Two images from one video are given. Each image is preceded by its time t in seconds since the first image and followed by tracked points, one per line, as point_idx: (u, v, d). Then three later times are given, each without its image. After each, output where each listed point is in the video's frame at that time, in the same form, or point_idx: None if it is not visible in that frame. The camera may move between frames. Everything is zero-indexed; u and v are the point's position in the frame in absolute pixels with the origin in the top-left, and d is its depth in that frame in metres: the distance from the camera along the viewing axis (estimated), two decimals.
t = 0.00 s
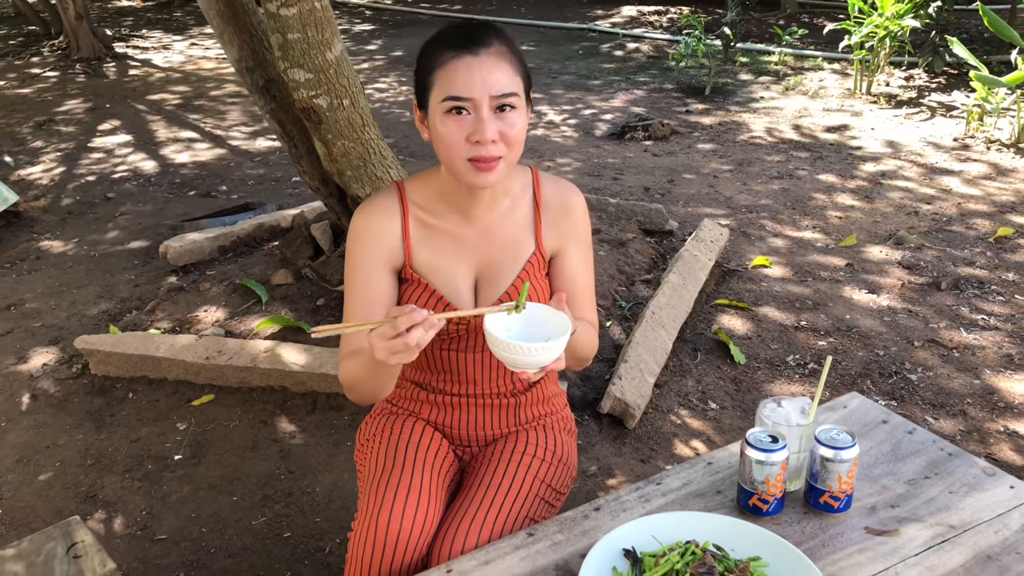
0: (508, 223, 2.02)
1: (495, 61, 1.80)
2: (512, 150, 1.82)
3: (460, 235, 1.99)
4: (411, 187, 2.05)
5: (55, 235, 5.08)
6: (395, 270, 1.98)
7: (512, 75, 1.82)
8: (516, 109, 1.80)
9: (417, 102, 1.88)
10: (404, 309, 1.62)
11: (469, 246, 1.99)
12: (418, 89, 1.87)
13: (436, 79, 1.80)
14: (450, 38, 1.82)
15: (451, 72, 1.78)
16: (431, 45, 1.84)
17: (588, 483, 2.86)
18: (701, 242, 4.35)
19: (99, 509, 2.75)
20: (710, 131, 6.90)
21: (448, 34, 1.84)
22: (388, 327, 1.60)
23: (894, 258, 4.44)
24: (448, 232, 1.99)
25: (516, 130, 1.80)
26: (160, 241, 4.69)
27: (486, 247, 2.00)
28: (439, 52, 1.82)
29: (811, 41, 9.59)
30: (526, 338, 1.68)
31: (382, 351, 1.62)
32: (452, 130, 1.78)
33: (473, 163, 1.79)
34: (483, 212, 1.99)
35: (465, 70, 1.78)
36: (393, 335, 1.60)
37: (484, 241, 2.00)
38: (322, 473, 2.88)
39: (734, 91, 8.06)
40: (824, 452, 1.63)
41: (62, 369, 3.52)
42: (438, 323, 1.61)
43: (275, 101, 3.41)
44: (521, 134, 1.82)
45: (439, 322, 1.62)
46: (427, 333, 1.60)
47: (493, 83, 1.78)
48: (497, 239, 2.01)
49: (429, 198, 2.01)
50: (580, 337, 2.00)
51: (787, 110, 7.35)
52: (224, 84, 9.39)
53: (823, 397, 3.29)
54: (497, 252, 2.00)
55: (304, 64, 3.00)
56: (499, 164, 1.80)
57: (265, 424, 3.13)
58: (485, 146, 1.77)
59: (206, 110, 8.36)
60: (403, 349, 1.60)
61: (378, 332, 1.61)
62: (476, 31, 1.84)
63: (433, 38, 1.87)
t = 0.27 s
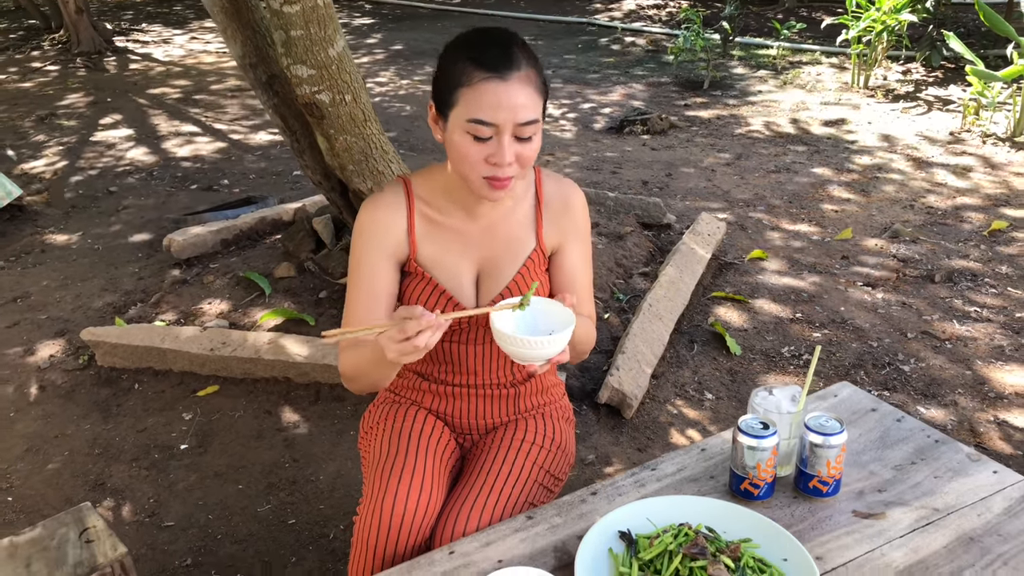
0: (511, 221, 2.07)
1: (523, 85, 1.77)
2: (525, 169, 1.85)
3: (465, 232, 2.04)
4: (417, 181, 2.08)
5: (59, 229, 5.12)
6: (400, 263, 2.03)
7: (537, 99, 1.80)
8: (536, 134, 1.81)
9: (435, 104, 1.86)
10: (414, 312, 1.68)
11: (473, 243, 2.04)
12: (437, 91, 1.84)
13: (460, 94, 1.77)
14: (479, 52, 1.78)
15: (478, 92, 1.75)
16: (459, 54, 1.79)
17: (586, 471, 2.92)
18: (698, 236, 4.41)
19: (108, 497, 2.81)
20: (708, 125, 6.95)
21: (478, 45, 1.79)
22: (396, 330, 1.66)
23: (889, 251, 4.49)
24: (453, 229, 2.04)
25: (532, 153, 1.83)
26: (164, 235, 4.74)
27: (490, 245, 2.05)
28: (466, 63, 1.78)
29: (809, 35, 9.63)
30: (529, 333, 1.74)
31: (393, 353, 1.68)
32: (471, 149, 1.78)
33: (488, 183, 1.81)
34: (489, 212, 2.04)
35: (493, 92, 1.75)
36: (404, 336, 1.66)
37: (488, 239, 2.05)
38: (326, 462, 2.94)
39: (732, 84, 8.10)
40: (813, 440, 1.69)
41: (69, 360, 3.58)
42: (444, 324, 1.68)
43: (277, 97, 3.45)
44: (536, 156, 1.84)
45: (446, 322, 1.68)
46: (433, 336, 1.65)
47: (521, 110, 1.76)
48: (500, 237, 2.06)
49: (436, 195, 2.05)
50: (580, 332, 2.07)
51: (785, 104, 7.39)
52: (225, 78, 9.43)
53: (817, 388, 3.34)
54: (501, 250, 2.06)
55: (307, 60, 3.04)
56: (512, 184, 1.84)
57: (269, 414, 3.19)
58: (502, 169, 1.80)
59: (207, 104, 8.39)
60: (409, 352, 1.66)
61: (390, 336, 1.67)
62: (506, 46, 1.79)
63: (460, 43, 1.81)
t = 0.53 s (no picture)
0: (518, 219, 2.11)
1: (528, 101, 1.73)
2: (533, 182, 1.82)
3: (473, 229, 2.09)
4: (428, 178, 2.11)
5: (62, 219, 5.16)
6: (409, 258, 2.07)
7: (544, 114, 1.76)
8: (543, 148, 1.77)
9: (442, 117, 1.83)
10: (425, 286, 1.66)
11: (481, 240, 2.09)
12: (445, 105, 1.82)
13: (466, 110, 1.74)
14: (485, 68, 1.74)
15: (484, 108, 1.72)
16: (465, 70, 1.76)
17: (583, 457, 2.97)
18: (695, 226, 4.45)
19: (114, 482, 2.86)
20: (706, 116, 6.98)
21: (484, 62, 1.76)
22: (416, 315, 1.65)
23: (884, 241, 4.54)
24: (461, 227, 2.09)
25: (540, 166, 1.79)
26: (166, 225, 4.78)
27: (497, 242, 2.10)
28: (472, 80, 1.75)
29: (807, 26, 9.64)
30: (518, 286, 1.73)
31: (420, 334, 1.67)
32: (477, 164, 1.76)
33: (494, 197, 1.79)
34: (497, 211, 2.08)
35: (498, 108, 1.71)
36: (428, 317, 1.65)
37: (496, 236, 2.10)
38: (328, 448, 2.99)
39: (730, 76, 8.13)
40: (804, 422, 1.74)
41: (74, 349, 3.62)
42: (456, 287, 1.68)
43: (279, 88, 3.49)
44: (544, 169, 1.81)
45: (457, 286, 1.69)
46: (451, 303, 1.66)
47: (528, 126, 1.72)
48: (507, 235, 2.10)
49: (445, 192, 2.08)
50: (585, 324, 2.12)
51: (783, 94, 7.43)
52: (224, 69, 9.44)
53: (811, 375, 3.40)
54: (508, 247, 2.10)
55: (309, 52, 3.08)
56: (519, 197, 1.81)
57: (272, 401, 3.24)
58: (509, 185, 1.77)
59: (206, 95, 8.41)
60: (435, 327, 1.66)
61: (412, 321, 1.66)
62: (512, 61, 1.76)
63: (467, 57, 1.78)
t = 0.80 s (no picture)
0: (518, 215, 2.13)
1: (529, 106, 1.74)
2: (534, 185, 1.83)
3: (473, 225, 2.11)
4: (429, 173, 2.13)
5: (61, 209, 5.17)
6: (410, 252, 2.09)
7: (545, 120, 1.77)
8: (544, 152, 1.78)
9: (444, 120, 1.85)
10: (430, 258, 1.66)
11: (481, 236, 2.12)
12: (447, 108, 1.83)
13: (467, 115, 1.75)
14: (487, 74, 1.76)
15: (485, 112, 1.73)
16: (467, 76, 1.78)
17: (580, 443, 3.01)
18: (692, 215, 4.48)
19: (116, 468, 2.89)
20: (703, 106, 7.00)
21: (486, 67, 1.77)
22: (423, 282, 1.66)
23: (878, 230, 4.56)
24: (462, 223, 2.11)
25: (541, 169, 1.80)
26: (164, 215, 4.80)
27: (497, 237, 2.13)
28: (474, 85, 1.76)
29: (805, 16, 9.64)
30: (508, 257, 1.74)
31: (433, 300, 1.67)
32: (477, 167, 1.77)
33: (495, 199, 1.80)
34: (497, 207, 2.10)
35: (499, 112, 1.72)
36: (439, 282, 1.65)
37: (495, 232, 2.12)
38: (327, 435, 3.02)
39: (727, 65, 8.13)
40: (795, 407, 1.77)
41: (74, 338, 3.65)
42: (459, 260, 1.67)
43: (278, 78, 3.50)
44: (544, 173, 1.82)
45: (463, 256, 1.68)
46: (455, 270, 1.67)
47: (529, 130, 1.73)
48: (507, 230, 2.13)
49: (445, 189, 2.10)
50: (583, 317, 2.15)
51: (780, 84, 7.44)
52: (221, 58, 9.42)
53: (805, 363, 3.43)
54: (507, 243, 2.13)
55: (307, 42, 3.09)
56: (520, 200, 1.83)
57: (272, 389, 3.27)
58: (508, 187, 1.78)
59: (203, 84, 8.40)
60: (443, 293, 1.67)
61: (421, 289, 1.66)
62: (514, 66, 1.77)
63: (469, 62, 1.80)
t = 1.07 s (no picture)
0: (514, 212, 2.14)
1: (524, 106, 1.75)
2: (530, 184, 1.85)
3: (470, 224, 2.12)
4: (424, 173, 2.14)
5: (58, 201, 5.17)
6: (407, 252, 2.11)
7: (540, 118, 1.78)
8: (540, 150, 1.79)
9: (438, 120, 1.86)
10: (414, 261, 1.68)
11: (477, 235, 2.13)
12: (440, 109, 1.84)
13: (462, 116, 1.76)
14: (481, 74, 1.77)
15: (480, 113, 1.74)
16: (460, 77, 1.78)
17: (575, 432, 3.03)
18: (687, 207, 4.49)
19: (115, 459, 2.91)
20: (699, 97, 7.00)
21: (479, 67, 1.78)
22: (403, 282, 1.66)
23: (873, 221, 4.58)
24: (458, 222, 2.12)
25: (537, 167, 1.82)
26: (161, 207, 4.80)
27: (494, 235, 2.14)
28: (468, 85, 1.77)
29: (801, 7, 9.63)
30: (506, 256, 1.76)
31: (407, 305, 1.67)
32: (474, 167, 1.78)
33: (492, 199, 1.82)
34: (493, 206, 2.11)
35: (494, 113, 1.73)
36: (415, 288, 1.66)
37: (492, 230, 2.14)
38: (325, 425, 3.05)
39: (723, 57, 8.13)
40: (787, 395, 1.79)
41: (73, 329, 3.66)
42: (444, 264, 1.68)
43: (274, 70, 3.50)
44: (540, 171, 1.83)
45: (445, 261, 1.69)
46: (439, 273, 1.67)
47: (524, 129, 1.74)
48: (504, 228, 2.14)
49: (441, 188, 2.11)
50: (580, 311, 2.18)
51: (776, 75, 7.44)
52: (218, 50, 9.40)
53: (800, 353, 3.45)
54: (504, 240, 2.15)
55: (303, 34, 3.10)
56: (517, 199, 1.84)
57: (269, 379, 3.29)
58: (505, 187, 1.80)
59: (200, 76, 8.39)
60: (423, 296, 1.67)
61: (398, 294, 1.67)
62: (507, 66, 1.78)
63: (462, 62, 1.81)
